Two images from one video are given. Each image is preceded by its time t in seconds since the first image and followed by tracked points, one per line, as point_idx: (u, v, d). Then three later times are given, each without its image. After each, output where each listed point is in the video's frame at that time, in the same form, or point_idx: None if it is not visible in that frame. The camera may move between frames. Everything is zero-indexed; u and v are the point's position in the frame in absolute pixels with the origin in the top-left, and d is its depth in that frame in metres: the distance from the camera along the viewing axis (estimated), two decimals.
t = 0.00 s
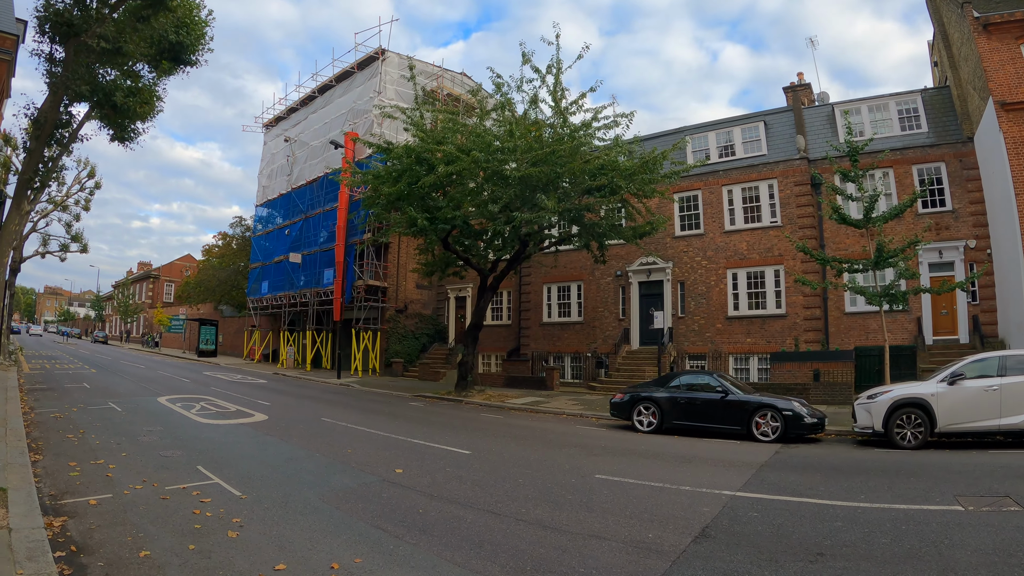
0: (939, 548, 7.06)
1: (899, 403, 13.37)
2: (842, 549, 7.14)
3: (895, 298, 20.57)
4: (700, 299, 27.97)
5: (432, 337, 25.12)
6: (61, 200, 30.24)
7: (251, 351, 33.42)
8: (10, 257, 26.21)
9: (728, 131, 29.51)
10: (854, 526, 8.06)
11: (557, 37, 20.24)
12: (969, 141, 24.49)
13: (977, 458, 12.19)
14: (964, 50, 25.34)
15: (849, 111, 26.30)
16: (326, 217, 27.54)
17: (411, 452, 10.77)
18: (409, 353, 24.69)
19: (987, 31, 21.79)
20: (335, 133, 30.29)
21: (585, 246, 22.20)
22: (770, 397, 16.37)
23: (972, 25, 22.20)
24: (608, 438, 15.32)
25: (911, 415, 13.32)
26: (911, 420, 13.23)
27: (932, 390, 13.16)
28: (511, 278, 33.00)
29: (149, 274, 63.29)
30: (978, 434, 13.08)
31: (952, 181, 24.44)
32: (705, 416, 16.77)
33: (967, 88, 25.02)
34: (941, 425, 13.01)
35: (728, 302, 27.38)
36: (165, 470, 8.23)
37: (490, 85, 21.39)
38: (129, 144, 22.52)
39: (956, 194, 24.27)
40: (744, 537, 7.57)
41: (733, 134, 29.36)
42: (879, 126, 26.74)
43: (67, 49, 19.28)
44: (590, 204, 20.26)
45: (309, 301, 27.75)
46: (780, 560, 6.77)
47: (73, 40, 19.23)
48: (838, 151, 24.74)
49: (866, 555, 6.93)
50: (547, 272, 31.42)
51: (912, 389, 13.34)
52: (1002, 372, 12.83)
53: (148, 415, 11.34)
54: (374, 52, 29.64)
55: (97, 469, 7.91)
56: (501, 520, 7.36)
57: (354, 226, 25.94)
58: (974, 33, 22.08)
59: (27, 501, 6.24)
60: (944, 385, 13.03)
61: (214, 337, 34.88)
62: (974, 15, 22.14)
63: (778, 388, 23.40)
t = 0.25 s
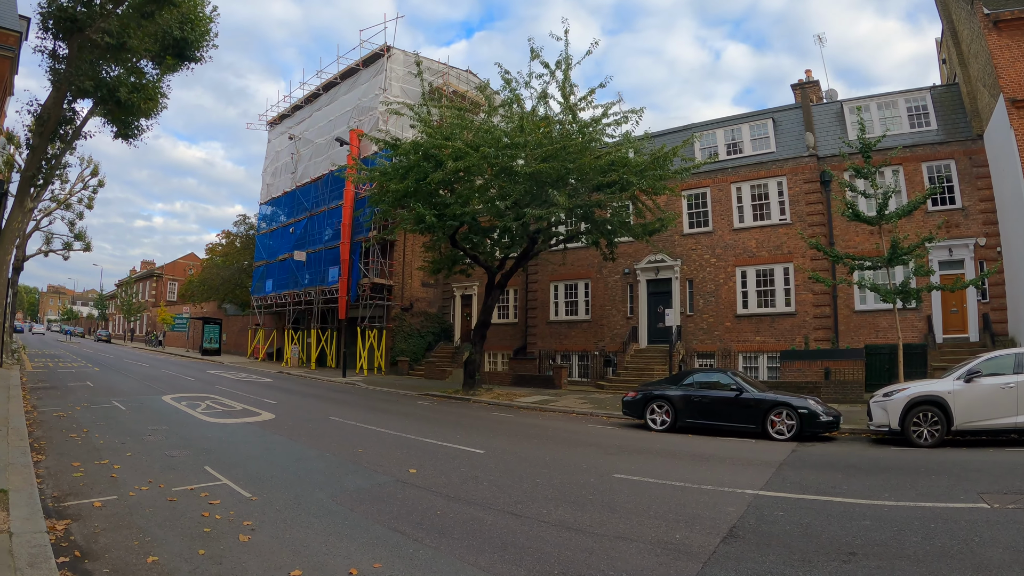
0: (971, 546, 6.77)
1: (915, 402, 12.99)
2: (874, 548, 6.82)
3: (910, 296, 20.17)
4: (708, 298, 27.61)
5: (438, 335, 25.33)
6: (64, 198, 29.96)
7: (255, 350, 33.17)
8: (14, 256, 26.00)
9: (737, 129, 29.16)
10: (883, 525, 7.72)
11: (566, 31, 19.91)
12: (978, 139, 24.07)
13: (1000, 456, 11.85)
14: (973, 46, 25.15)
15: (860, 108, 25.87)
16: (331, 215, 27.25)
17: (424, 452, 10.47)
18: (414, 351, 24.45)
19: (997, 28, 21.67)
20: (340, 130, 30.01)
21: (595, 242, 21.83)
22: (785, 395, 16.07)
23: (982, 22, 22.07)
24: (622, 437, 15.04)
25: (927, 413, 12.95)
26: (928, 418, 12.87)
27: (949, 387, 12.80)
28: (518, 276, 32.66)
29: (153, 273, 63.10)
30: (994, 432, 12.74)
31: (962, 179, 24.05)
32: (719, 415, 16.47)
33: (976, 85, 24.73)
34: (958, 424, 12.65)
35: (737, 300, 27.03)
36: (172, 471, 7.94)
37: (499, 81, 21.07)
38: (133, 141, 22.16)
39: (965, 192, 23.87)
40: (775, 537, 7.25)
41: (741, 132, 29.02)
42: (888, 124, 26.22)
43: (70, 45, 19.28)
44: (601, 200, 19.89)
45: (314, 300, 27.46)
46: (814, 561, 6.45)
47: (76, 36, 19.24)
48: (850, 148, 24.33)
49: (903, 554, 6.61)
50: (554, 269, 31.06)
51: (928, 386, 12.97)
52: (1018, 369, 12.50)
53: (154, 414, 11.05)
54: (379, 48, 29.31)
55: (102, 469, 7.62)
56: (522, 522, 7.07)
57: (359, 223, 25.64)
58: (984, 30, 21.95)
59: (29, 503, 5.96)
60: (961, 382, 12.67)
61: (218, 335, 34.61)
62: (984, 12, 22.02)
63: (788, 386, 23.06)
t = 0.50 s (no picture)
0: (1015, 551, 6.36)
1: (938, 402, 12.47)
2: (915, 553, 6.40)
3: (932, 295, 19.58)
4: (724, 297, 27.13)
5: (450, 334, 24.97)
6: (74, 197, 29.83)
7: (266, 349, 32.96)
8: (23, 254, 25.88)
9: (751, 126, 28.64)
10: (920, 528, 7.26)
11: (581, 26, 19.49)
12: (995, 137, 23.47)
13: None
14: (989, 43, 24.45)
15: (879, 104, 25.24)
16: (342, 213, 26.96)
17: (443, 455, 10.12)
18: (426, 351, 24.15)
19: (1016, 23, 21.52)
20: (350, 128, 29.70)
21: (610, 241, 21.39)
22: (807, 395, 15.65)
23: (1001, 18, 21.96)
24: (642, 438, 14.64)
25: (951, 413, 12.45)
26: (952, 418, 12.37)
27: (973, 387, 12.31)
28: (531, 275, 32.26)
29: (163, 271, 63.12)
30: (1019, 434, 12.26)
31: (979, 177, 23.45)
32: (740, 416, 16.06)
33: (993, 82, 24.08)
34: (982, 424, 12.16)
35: (752, 298, 26.53)
36: (186, 474, 7.63)
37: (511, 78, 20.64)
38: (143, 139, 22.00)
39: (982, 189, 23.30)
40: (815, 544, 6.83)
41: (756, 129, 28.49)
42: (903, 121, 25.57)
43: (79, 42, 19.55)
44: (617, 197, 19.47)
45: (324, 299, 27.19)
46: (857, 567, 6.05)
47: (85, 34, 19.43)
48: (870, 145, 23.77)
49: (947, 559, 6.20)
50: (567, 268, 30.63)
51: (952, 386, 12.47)
52: None
53: (166, 414, 10.75)
54: (390, 46, 28.97)
55: (113, 474, 7.31)
56: (552, 529, 6.71)
57: (371, 221, 25.35)
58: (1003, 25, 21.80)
59: (39, 510, 5.66)
60: (985, 382, 12.19)
61: (228, 334, 34.41)
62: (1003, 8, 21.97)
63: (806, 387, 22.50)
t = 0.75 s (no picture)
0: None
1: (967, 402, 11.92)
2: (960, 553, 5.91)
3: (958, 293, 18.99)
4: (742, 295, 26.59)
5: (465, 333, 24.56)
6: (87, 196, 29.68)
7: (279, 348, 32.76)
8: (36, 254, 25.76)
9: (769, 123, 28.08)
10: (964, 528, 6.77)
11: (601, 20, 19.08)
12: (1016, 133, 22.77)
13: None
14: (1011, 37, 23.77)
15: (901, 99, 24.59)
16: (356, 211, 26.70)
17: (467, 455, 9.74)
18: (442, 349, 23.85)
19: None
20: (364, 126, 29.41)
21: (628, 239, 20.99)
22: (834, 394, 15.14)
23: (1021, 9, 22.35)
24: (667, 437, 14.20)
25: (980, 412, 11.89)
26: (981, 417, 11.81)
27: (1001, 385, 11.79)
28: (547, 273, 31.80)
29: (175, 270, 63.24)
30: None
31: (999, 173, 22.75)
32: (768, 415, 15.54)
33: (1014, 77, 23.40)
34: (1012, 423, 11.62)
35: (772, 296, 25.96)
36: (205, 476, 7.30)
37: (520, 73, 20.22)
38: (156, 137, 21.80)
39: (1003, 187, 22.64)
40: (860, 544, 6.34)
41: (774, 126, 27.91)
42: (922, 117, 24.96)
43: (92, 41, 19.30)
44: (638, 194, 19.12)
45: (338, 297, 26.94)
46: (906, 569, 5.58)
47: (98, 32, 19.22)
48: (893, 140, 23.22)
49: (992, 558, 5.72)
50: (584, 266, 30.15)
51: (980, 384, 11.93)
52: None
53: (183, 413, 10.41)
54: (405, 43, 28.63)
55: (130, 475, 6.99)
56: (590, 532, 6.32)
57: (385, 219, 25.06)
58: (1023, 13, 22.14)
59: (54, 514, 5.34)
60: (1014, 380, 11.68)
61: (241, 333, 34.22)
62: None
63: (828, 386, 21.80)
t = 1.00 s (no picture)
0: None
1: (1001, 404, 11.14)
2: None
3: (988, 292, 18.32)
4: (764, 293, 25.93)
5: (483, 333, 24.23)
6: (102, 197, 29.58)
7: (295, 347, 32.50)
8: (52, 254, 25.66)
9: (789, 120, 27.38)
10: None
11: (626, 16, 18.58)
12: None
13: None
14: None
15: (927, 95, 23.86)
16: (374, 210, 26.40)
17: (496, 458, 9.33)
18: (460, 349, 23.52)
19: None
20: (381, 125, 29.07)
21: (650, 236, 20.59)
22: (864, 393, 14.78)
23: None
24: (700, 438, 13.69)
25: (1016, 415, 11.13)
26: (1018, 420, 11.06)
27: None
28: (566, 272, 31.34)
29: (190, 270, 63.39)
30: None
31: None
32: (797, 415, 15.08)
33: None
34: None
35: (794, 295, 25.26)
36: (229, 480, 6.95)
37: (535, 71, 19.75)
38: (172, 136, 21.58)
39: None
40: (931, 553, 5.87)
41: (795, 123, 27.20)
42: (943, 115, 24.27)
43: (108, 39, 19.20)
44: (662, 192, 18.72)
45: (355, 297, 26.68)
46: None
47: (114, 30, 19.11)
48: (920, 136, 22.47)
49: None
50: (603, 265, 29.62)
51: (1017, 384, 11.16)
52: None
53: (203, 414, 10.08)
54: (421, 41, 28.24)
55: (152, 480, 6.64)
56: (640, 540, 5.91)
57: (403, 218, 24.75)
58: None
59: (75, 524, 5.00)
60: None
61: (257, 332, 34.05)
62: None
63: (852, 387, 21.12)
